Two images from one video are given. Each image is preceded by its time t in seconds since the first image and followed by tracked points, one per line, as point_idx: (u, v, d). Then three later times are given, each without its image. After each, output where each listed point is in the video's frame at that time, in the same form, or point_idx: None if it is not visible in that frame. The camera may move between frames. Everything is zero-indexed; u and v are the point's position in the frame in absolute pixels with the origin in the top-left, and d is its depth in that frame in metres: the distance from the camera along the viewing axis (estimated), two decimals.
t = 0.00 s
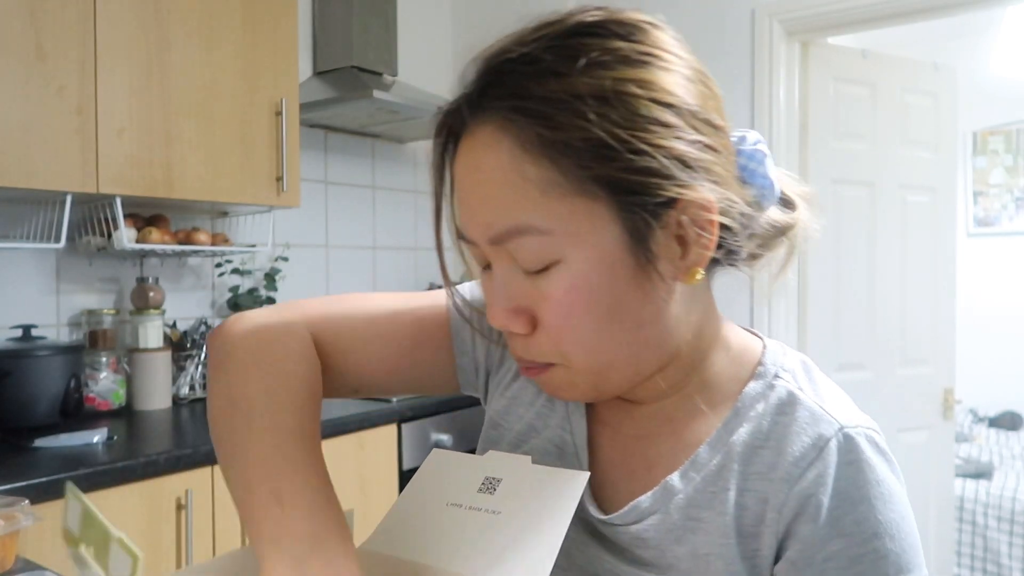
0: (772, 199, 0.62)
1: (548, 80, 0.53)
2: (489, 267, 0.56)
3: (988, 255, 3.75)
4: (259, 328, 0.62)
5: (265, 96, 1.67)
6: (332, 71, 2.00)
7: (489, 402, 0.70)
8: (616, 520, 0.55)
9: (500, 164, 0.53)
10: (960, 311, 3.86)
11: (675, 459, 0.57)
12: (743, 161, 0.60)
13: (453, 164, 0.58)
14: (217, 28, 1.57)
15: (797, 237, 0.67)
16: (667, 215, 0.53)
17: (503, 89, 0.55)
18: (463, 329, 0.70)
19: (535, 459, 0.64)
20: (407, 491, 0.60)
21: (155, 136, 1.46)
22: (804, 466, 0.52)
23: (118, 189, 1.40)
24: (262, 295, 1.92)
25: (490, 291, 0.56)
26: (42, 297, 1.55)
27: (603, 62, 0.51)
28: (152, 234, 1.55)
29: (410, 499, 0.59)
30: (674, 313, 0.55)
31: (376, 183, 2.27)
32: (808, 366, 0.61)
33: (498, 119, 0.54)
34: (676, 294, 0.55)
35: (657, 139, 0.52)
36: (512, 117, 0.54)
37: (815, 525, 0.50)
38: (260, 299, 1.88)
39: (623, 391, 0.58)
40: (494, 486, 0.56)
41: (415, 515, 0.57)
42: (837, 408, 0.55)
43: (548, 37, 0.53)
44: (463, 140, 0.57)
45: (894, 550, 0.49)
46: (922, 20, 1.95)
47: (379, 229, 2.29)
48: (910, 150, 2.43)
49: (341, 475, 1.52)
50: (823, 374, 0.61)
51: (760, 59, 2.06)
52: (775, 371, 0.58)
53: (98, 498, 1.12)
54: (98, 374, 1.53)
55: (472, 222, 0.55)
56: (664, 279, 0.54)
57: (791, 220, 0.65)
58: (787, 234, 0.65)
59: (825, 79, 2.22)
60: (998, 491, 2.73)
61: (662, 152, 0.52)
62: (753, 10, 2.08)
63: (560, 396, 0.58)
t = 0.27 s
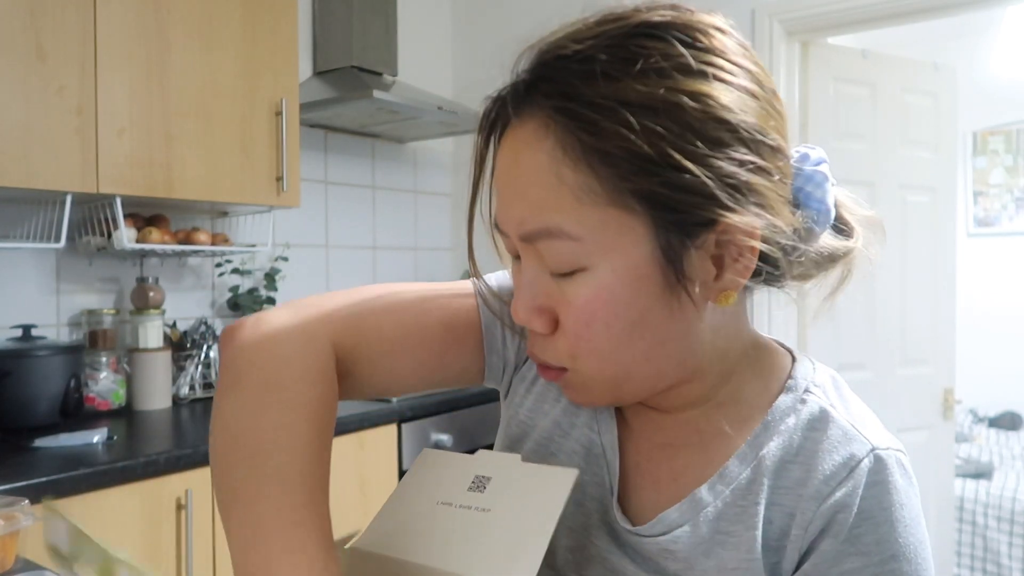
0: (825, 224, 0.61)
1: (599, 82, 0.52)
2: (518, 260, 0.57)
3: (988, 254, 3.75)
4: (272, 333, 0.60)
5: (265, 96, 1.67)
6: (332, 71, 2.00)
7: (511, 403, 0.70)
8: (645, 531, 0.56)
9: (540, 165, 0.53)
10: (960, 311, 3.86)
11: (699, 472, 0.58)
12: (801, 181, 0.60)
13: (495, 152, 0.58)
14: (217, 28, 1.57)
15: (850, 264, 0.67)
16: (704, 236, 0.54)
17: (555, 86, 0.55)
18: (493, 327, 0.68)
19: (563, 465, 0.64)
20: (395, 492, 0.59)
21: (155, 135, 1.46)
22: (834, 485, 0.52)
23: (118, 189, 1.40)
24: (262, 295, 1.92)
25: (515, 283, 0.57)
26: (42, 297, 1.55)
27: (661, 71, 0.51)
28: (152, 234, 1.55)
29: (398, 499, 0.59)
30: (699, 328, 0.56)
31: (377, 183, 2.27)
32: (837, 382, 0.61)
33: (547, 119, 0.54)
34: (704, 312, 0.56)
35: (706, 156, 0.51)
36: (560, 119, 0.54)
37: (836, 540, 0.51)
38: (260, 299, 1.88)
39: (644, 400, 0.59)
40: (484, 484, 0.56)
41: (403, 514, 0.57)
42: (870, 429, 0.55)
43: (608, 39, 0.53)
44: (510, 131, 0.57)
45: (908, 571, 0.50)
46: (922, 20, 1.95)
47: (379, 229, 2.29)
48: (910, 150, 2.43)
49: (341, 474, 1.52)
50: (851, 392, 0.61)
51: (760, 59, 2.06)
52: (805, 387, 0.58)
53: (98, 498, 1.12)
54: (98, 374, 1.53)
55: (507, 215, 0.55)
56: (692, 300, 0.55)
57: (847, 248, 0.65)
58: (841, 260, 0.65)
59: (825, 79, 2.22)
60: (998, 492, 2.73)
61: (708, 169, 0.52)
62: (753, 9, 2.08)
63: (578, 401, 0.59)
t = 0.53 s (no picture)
0: (822, 226, 0.61)
1: (577, 82, 0.53)
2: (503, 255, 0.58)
3: (988, 254, 3.75)
4: (267, 338, 0.64)
5: (265, 96, 1.66)
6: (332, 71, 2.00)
7: (502, 407, 0.72)
8: (638, 534, 0.56)
9: (520, 165, 0.55)
10: (960, 311, 3.86)
11: (692, 474, 0.58)
12: (796, 184, 0.59)
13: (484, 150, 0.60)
14: (217, 28, 1.57)
15: (854, 270, 0.67)
16: (683, 237, 0.54)
17: (536, 86, 0.55)
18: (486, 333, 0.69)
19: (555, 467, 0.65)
20: (397, 494, 0.59)
21: (155, 135, 1.46)
22: (831, 487, 0.51)
23: (118, 190, 1.40)
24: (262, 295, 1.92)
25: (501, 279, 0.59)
26: (42, 297, 1.55)
27: (639, 72, 0.51)
28: (152, 234, 1.55)
29: (401, 501, 0.59)
30: (680, 329, 0.56)
31: (377, 183, 2.27)
32: (835, 382, 0.61)
33: (527, 118, 0.55)
34: (685, 315, 0.56)
35: (683, 158, 0.51)
36: (541, 118, 0.54)
37: (837, 546, 0.50)
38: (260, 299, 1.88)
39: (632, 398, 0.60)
40: (487, 487, 0.56)
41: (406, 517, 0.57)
42: (867, 429, 0.54)
43: (591, 37, 0.53)
44: (496, 128, 0.58)
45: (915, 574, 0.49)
46: (922, 20, 1.95)
47: (379, 229, 2.29)
48: (911, 150, 2.43)
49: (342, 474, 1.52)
50: (853, 393, 0.61)
51: (760, 59, 2.06)
52: (802, 388, 0.57)
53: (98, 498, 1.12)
54: (98, 374, 1.54)
55: (490, 212, 0.57)
56: (670, 302, 0.55)
57: (848, 254, 0.64)
58: (841, 266, 0.65)
59: (825, 79, 2.22)
60: (998, 492, 2.73)
61: (685, 172, 0.52)
62: (753, 9, 2.08)
63: (561, 397, 0.60)
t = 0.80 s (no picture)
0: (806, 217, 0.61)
1: (550, 77, 0.54)
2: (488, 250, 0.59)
3: (988, 254, 3.75)
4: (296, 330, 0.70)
5: (265, 96, 1.67)
6: (332, 71, 2.00)
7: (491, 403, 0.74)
8: (627, 527, 0.57)
9: (497, 160, 0.56)
10: (960, 311, 3.86)
11: (684, 468, 0.58)
12: (781, 175, 0.59)
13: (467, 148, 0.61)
14: (216, 28, 1.57)
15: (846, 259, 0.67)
16: (659, 228, 0.54)
17: (512, 83, 0.56)
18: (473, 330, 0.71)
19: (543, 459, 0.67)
20: (398, 494, 0.59)
21: (155, 135, 1.46)
22: (821, 481, 0.51)
23: (118, 189, 1.40)
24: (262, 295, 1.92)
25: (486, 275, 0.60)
26: (42, 297, 1.55)
27: (610, 65, 0.51)
28: (152, 234, 1.55)
29: (401, 501, 0.59)
30: (662, 321, 0.57)
31: (377, 183, 2.27)
32: (828, 375, 0.61)
33: (504, 114, 0.56)
34: (666, 307, 0.57)
35: (655, 149, 0.52)
36: (517, 113, 0.56)
37: (835, 543, 0.50)
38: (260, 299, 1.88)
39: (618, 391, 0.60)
40: (487, 487, 0.56)
41: (406, 517, 0.57)
42: (856, 422, 0.55)
43: (564, 32, 0.54)
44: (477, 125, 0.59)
45: (914, 568, 0.49)
46: (922, 20, 1.95)
47: (380, 229, 2.29)
48: (910, 150, 2.43)
49: (343, 473, 1.51)
50: (845, 386, 0.61)
51: (760, 59, 2.06)
52: (793, 382, 0.58)
53: (97, 498, 1.12)
54: (98, 374, 1.53)
55: (472, 210, 0.58)
56: (648, 292, 0.56)
57: (835, 244, 0.65)
58: (830, 256, 0.65)
59: (825, 79, 2.22)
60: (998, 492, 2.73)
61: (657, 163, 0.52)
62: (754, 9, 2.08)
63: (548, 389, 0.61)
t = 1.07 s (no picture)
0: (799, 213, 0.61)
1: (536, 75, 0.55)
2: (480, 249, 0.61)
3: (988, 254, 3.75)
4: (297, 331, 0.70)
5: (265, 96, 1.67)
6: (332, 71, 2.00)
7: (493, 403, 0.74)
8: (619, 526, 0.57)
9: (486, 158, 0.57)
10: (960, 311, 3.85)
11: (678, 467, 0.58)
12: (772, 171, 0.60)
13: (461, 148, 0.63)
14: (216, 28, 1.57)
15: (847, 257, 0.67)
16: (645, 223, 0.55)
17: (500, 83, 0.58)
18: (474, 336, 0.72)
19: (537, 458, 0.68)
20: (397, 493, 0.60)
21: (155, 135, 1.46)
22: (812, 483, 0.51)
23: (118, 189, 1.40)
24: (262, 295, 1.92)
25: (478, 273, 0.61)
26: (42, 297, 1.55)
27: (593, 62, 0.53)
28: (152, 234, 1.55)
29: (401, 500, 0.59)
30: (650, 316, 0.57)
31: (377, 183, 2.27)
32: (826, 377, 0.61)
33: (493, 114, 0.58)
34: (654, 302, 0.57)
35: (638, 144, 0.53)
36: (505, 112, 0.57)
37: (826, 546, 0.50)
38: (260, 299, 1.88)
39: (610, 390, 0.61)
40: (486, 487, 0.56)
41: (404, 516, 0.57)
42: (851, 424, 0.54)
43: (550, 33, 0.55)
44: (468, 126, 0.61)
45: (912, 572, 0.48)
46: (922, 20, 1.95)
47: (380, 229, 2.29)
48: (910, 150, 2.43)
49: (343, 473, 1.52)
50: (844, 389, 0.61)
51: (760, 59, 2.06)
52: (789, 383, 0.57)
53: (96, 498, 1.12)
54: (98, 374, 1.53)
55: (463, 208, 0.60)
56: (636, 287, 0.57)
57: (832, 241, 0.65)
58: (826, 253, 0.65)
59: (825, 79, 2.21)
60: (998, 492, 2.73)
61: (641, 157, 0.53)
62: (754, 9, 2.08)
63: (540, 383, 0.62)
